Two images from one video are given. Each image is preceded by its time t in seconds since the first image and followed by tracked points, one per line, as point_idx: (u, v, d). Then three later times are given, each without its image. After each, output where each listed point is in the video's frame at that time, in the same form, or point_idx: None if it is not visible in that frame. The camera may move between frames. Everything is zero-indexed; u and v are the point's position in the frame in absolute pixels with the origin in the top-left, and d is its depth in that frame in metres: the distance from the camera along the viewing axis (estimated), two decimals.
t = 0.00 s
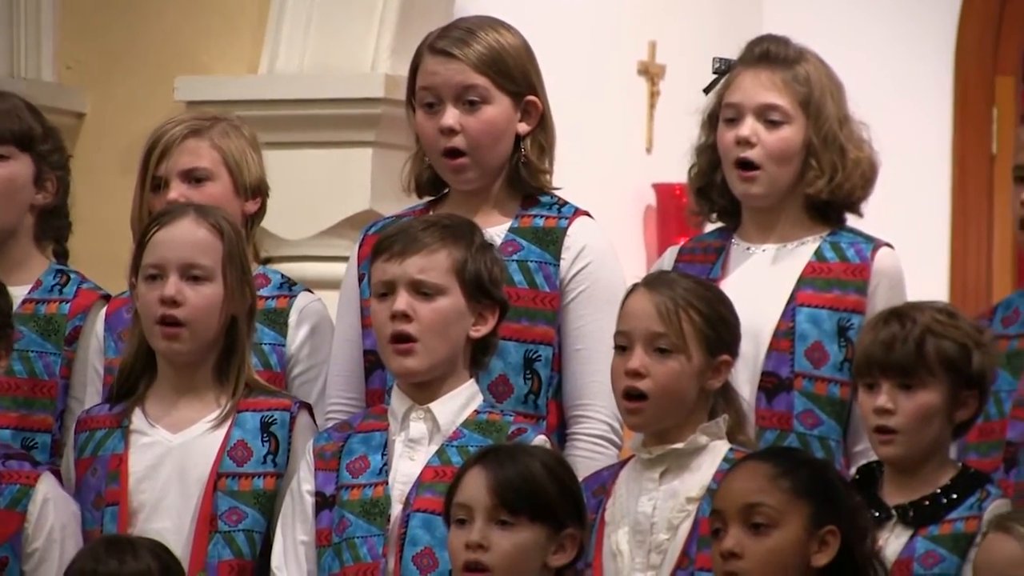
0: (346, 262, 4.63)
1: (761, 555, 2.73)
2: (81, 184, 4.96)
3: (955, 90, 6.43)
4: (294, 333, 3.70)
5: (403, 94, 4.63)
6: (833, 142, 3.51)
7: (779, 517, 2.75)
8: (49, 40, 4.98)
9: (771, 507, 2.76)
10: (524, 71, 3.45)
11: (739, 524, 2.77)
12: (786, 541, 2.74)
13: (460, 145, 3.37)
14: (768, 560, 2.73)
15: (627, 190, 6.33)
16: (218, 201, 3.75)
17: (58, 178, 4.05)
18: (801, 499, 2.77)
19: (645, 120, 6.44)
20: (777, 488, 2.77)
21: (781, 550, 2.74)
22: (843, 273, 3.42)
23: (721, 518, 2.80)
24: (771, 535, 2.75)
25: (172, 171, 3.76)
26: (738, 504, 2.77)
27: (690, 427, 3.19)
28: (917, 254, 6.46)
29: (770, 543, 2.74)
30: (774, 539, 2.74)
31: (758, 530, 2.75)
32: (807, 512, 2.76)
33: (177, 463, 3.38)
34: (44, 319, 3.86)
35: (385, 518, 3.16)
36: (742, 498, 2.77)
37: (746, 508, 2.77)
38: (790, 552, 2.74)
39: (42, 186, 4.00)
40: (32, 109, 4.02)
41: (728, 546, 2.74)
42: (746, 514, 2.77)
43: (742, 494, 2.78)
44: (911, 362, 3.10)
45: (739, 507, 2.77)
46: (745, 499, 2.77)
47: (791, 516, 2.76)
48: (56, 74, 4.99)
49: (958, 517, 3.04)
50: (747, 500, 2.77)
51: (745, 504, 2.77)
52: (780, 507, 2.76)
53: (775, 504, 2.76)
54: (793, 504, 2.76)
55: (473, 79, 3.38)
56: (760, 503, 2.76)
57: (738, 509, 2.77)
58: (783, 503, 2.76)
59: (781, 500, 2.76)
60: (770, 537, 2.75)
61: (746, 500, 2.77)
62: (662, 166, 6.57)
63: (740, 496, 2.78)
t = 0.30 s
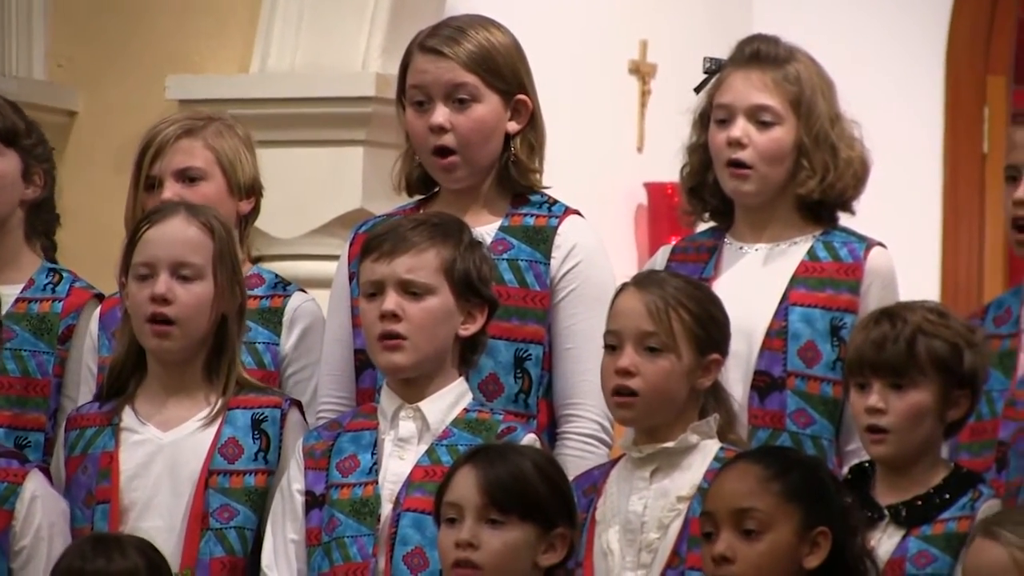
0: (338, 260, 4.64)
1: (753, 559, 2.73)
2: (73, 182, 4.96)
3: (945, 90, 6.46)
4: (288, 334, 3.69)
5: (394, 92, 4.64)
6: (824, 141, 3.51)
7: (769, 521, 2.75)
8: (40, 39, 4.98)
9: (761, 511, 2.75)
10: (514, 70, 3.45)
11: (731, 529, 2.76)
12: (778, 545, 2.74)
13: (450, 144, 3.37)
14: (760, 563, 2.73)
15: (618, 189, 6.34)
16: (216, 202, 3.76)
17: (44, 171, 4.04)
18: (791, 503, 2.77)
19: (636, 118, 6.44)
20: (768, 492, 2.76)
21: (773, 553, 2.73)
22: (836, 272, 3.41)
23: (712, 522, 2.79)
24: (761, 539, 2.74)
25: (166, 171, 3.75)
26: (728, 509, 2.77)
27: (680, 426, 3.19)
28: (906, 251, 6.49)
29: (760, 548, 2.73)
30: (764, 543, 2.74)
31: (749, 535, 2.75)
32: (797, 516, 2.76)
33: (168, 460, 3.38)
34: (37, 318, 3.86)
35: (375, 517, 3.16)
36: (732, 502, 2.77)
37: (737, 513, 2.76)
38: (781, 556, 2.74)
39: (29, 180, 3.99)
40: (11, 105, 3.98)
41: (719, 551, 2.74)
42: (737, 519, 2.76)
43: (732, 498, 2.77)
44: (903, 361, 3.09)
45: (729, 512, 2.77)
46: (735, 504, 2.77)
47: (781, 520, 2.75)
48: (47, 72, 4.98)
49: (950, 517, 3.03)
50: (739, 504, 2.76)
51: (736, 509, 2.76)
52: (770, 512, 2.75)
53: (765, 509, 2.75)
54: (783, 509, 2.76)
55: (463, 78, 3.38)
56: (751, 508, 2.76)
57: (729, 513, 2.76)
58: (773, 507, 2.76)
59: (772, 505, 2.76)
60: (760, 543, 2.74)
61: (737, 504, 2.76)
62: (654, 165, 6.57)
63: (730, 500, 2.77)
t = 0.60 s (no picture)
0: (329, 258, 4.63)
1: (741, 554, 2.73)
2: (64, 179, 4.95)
3: (937, 85, 6.43)
4: (277, 334, 3.69)
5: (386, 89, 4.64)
6: (815, 138, 3.51)
7: (759, 517, 2.75)
8: (31, 36, 4.97)
9: (752, 507, 2.76)
10: (507, 68, 3.45)
11: (720, 520, 2.77)
12: (766, 539, 2.74)
13: (441, 140, 3.37)
14: (749, 559, 2.73)
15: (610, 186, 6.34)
16: (206, 201, 3.76)
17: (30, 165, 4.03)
18: (783, 503, 2.77)
19: (628, 115, 6.43)
20: (761, 490, 2.77)
21: (761, 547, 2.73)
22: (827, 269, 3.42)
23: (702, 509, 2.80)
24: (748, 534, 2.74)
25: (156, 171, 3.75)
26: (719, 501, 2.77)
27: (670, 425, 3.20)
28: (895, 247, 6.48)
29: (748, 543, 2.74)
30: (753, 539, 2.74)
31: (738, 527, 2.75)
32: (787, 516, 2.76)
33: (161, 456, 3.38)
34: (29, 314, 3.85)
35: (366, 515, 3.16)
36: (724, 495, 2.77)
37: (727, 506, 2.77)
38: (769, 552, 2.73)
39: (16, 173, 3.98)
40: None
41: (705, 540, 2.75)
42: (727, 512, 2.77)
43: (726, 491, 2.78)
44: (895, 359, 3.10)
45: (721, 503, 2.77)
46: (727, 497, 2.77)
47: (771, 518, 2.75)
48: (37, 69, 4.97)
49: (942, 515, 3.04)
50: (731, 497, 2.77)
51: (727, 502, 2.77)
52: (761, 509, 2.75)
53: (756, 505, 2.76)
54: (775, 508, 2.76)
55: (454, 76, 3.38)
56: (741, 502, 2.76)
57: (720, 506, 2.77)
58: (764, 505, 2.76)
59: (764, 503, 2.76)
60: (749, 537, 2.74)
61: (728, 498, 2.77)
62: (645, 164, 6.57)
63: (722, 493, 2.78)
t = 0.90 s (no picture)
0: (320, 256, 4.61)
1: (730, 550, 2.73)
2: (56, 179, 4.94)
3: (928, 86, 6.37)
4: (267, 332, 3.69)
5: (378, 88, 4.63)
6: (804, 137, 3.52)
7: (752, 513, 2.75)
8: (22, 34, 4.96)
9: (745, 502, 2.76)
10: (500, 65, 3.45)
11: (712, 515, 2.77)
12: (757, 535, 2.74)
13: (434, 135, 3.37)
14: (741, 552, 2.73)
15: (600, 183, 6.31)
16: (196, 199, 3.75)
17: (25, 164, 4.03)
18: (777, 500, 2.76)
19: (619, 114, 6.42)
20: (755, 487, 2.77)
21: (752, 542, 2.73)
22: (816, 268, 3.42)
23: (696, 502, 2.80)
24: (739, 530, 2.74)
25: (147, 169, 3.75)
26: (712, 495, 2.77)
27: (661, 424, 3.20)
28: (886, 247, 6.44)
29: (738, 539, 2.74)
30: (743, 535, 2.74)
31: (730, 523, 2.75)
32: (779, 514, 2.76)
33: (152, 455, 3.38)
34: (20, 313, 3.85)
35: (356, 513, 3.16)
36: (716, 488, 2.78)
37: (720, 501, 2.77)
38: (761, 549, 2.73)
39: (9, 172, 3.98)
40: None
41: (695, 533, 2.75)
42: (720, 507, 2.77)
43: (720, 486, 2.78)
44: (886, 356, 3.09)
45: (714, 498, 2.77)
46: (719, 491, 2.77)
47: (764, 514, 2.75)
48: (29, 67, 4.97)
49: (935, 513, 3.04)
50: (724, 491, 2.77)
51: (720, 496, 2.77)
52: (753, 505, 2.75)
53: (749, 501, 2.76)
54: (768, 506, 2.76)
55: (450, 69, 3.38)
56: (734, 497, 2.76)
57: (712, 500, 2.77)
58: (758, 501, 2.76)
59: (757, 500, 2.76)
60: (738, 534, 2.74)
61: (721, 492, 2.77)
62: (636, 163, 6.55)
63: (715, 488, 2.78)
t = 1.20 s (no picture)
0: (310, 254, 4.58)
1: (726, 551, 2.73)
2: (46, 177, 4.95)
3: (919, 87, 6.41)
4: (254, 333, 3.69)
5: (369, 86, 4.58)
6: (792, 137, 3.52)
7: (744, 514, 2.75)
8: (12, 32, 4.99)
9: (736, 503, 2.75)
10: (492, 64, 3.45)
11: (705, 517, 2.76)
12: (750, 536, 2.74)
13: (424, 135, 3.37)
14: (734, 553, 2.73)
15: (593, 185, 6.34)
16: (183, 197, 3.75)
17: (24, 163, 4.05)
18: (768, 500, 2.76)
19: (611, 113, 6.43)
20: (747, 487, 2.76)
21: (745, 543, 2.73)
22: (803, 267, 3.43)
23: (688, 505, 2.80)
24: (733, 531, 2.74)
25: (135, 167, 3.75)
26: (705, 496, 2.77)
27: (653, 420, 3.20)
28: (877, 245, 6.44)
29: (732, 541, 2.73)
30: (737, 536, 2.74)
31: (723, 524, 2.75)
32: (772, 514, 2.76)
33: (141, 453, 3.38)
34: (10, 311, 3.86)
35: (345, 510, 3.16)
36: (709, 489, 2.77)
37: (712, 501, 2.77)
38: (755, 549, 2.73)
39: (7, 170, 4.00)
40: None
41: (689, 537, 2.75)
42: (712, 508, 2.76)
43: (712, 486, 2.77)
44: (873, 353, 3.09)
45: (705, 499, 2.77)
46: (711, 492, 2.77)
47: (756, 515, 2.75)
48: (19, 66, 4.99)
49: (922, 512, 3.03)
50: (716, 492, 2.77)
51: (712, 497, 2.77)
52: (745, 505, 2.75)
53: (741, 502, 2.75)
54: (760, 507, 2.75)
55: (442, 69, 3.38)
56: (726, 498, 2.76)
57: (704, 501, 2.77)
58: (750, 502, 2.75)
59: (749, 500, 2.76)
60: (730, 536, 2.74)
61: (714, 492, 2.77)
62: (626, 160, 6.56)
63: (707, 488, 2.78)
